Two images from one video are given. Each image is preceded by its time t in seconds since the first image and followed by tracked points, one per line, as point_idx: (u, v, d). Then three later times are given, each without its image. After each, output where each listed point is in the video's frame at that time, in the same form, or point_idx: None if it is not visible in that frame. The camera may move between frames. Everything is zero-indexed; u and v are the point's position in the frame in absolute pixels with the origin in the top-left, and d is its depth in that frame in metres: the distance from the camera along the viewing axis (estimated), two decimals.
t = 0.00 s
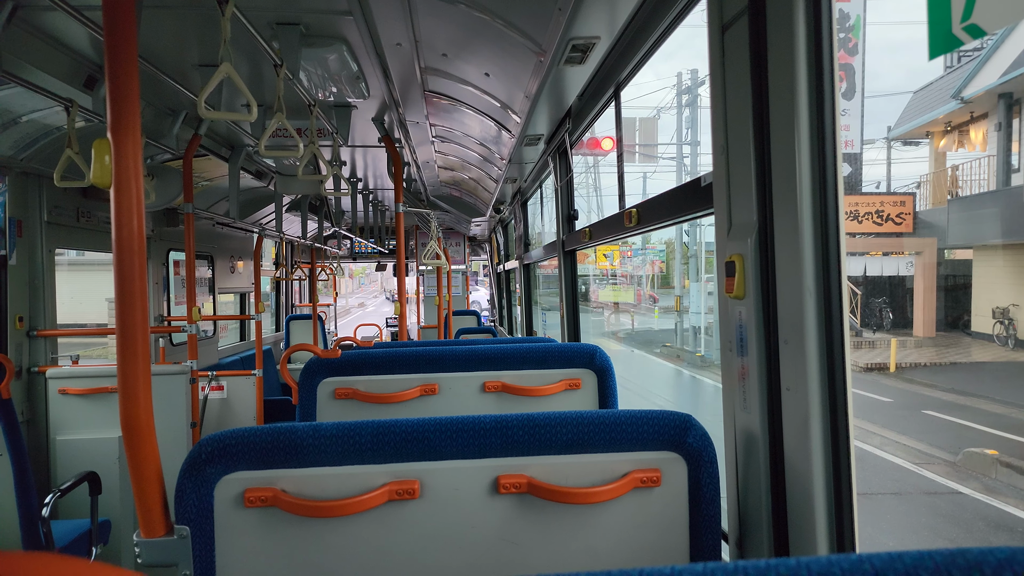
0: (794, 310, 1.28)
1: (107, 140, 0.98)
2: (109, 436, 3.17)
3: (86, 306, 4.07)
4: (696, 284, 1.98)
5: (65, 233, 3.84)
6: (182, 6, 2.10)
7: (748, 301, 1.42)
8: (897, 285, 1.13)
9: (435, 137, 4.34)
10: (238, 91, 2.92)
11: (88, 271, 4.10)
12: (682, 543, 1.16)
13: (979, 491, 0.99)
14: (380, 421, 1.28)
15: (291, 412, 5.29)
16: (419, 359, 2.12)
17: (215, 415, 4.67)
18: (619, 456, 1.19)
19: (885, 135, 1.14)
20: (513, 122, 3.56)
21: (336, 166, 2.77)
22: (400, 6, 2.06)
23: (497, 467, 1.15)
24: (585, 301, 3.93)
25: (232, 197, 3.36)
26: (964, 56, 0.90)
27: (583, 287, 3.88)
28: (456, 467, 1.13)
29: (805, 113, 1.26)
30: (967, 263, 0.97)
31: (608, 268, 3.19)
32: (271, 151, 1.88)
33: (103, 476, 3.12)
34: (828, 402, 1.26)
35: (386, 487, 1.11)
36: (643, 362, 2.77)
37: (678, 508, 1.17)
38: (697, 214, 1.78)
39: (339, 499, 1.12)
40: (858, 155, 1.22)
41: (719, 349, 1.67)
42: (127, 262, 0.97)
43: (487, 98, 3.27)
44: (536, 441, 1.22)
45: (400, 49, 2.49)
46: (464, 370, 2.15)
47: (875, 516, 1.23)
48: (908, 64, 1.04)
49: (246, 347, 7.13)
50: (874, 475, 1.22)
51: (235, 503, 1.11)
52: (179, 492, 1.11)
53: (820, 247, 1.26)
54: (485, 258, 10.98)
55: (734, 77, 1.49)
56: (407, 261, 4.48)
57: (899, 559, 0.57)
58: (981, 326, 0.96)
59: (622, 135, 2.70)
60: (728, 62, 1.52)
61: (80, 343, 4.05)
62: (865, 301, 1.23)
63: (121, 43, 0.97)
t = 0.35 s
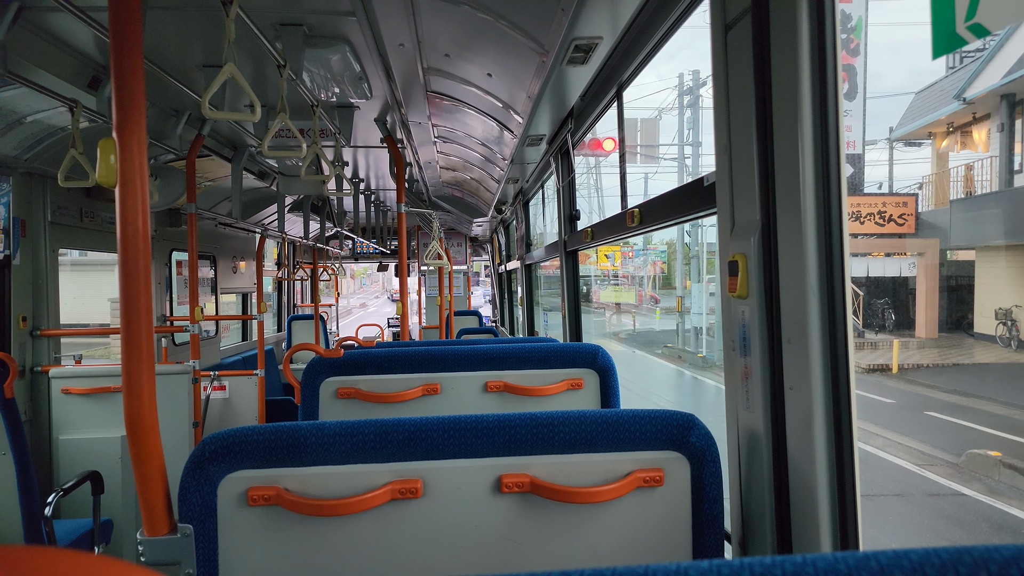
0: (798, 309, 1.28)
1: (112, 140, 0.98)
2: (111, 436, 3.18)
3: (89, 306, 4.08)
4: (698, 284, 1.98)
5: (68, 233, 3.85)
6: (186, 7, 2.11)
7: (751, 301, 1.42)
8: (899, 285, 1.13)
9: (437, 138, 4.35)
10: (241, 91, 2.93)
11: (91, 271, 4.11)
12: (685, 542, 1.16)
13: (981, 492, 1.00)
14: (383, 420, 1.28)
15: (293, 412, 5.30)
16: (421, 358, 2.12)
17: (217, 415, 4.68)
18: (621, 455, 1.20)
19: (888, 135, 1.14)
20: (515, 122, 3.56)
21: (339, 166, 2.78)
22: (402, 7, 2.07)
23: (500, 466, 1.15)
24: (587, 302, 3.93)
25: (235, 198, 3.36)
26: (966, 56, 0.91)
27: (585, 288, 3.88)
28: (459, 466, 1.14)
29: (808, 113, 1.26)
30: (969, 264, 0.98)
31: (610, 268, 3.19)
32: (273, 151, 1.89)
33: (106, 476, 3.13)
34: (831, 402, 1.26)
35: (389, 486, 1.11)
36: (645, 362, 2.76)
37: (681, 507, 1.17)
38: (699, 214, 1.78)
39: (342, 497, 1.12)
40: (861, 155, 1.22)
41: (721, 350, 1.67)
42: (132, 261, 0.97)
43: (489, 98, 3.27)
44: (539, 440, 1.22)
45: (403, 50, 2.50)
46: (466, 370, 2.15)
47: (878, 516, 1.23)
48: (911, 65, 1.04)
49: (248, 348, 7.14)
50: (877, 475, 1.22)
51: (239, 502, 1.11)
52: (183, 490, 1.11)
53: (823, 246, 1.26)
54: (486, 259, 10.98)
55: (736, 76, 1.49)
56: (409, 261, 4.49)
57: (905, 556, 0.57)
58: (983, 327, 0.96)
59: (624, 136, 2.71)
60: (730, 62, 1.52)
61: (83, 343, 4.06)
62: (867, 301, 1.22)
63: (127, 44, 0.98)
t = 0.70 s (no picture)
0: (797, 309, 1.28)
1: (113, 143, 0.99)
2: (113, 438, 3.18)
3: (90, 309, 4.08)
4: (699, 285, 1.98)
5: (70, 236, 3.86)
6: (186, 10, 2.12)
7: (751, 300, 1.42)
8: (901, 284, 1.13)
9: (438, 139, 4.35)
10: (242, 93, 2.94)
11: (91, 274, 4.11)
12: (686, 542, 1.16)
13: (984, 491, 0.99)
14: (384, 421, 1.28)
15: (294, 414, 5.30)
16: (422, 359, 2.12)
17: (219, 417, 4.69)
18: (623, 456, 1.19)
19: (889, 134, 1.13)
20: (516, 123, 3.57)
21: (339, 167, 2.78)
22: (402, 9, 2.07)
23: (501, 467, 1.15)
24: (588, 302, 3.93)
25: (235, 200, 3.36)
26: (965, 56, 0.91)
27: (586, 289, 3.88)
28: (460, 467, 1.14)
29: (807, 113, 1.26)
30: (970, 263, 0.98)
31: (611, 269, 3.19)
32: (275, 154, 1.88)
33: (108, 478, 3.14)
34: (831, 402, 1.26)
35: (390, 487, 1.11)
36: (647, 363, 2.76)
37: (682, 507, 1.17)
38: (699, 214, 1.78)
39: (344, 499, 1.12)
40: (860, 155, 1.21)
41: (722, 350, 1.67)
42: (132, 264, 0.97)
43: (489, 99, 3.28)
44: (540, 440, 1.22)
45: (403, 51, 2.50)
46: (467, 370, 2.15)
47: (880, 516, 1.22)
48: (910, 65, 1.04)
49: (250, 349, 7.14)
50: (878, 475, 1.22)
51: (240, 504, 1.11)
52: (184, 493, 1.11)
53: (822, 245, 1.27)
54: (488, 260, 10.98)
55: (736, 77, 1.49)
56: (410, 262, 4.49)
57: (902, 554, 0.57)
58: (984, 326, 0.95)
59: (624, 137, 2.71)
60: (729, 62, 1.52)
61: (85, 345, 4.07)
62: (869, 300, 1.22)
63: (128, 47, 0.98)
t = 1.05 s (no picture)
0: (799, 310, 1.28)
1: (114, 144, 0.98)
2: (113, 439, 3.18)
3: (91, 309, 4.08)
4: (700, 285, 1.98)
5: (71, 237, 3.86)
6: (187, 10, 2.11)
7: (753, 301, 1.42)
8: (901, 285, 1.13)
9: (439, 139, 4.35)
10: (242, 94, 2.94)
11: (92, 274, 4.10)
12: (688, 543, 1.16)
13: (985, 491, 0.99)
14: (386, 422, 1.28)
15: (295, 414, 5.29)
16: (423, 360, 2.12)
17: (220, 418, 4.68)
18: (624, 456, 1.20)
19: (890, 135, 1.13)
20: (517, 124, 3.57)
21: (341, 168, 2.78)
22: (404, 9, 2.07)
23: (502, 468, 1.15)
24: (589, 303, 3.93)
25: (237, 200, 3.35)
26: (967, 56, 0.92)
27: (587, 289, 3.88)
28: (462, 468, 1.14)
29: (808, 113, 1.26)
30: (971, 264, 0.98)
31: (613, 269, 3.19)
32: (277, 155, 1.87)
33: (109, 478, 3.13)
34: (832, 402, 1.26)
35: (392, 488, 1.11)
36: (648, 364, 2.76)
37: (683, 508, 1.17)
38: (701, 214, 1.79)
39: (346, 500, 1.12)
40: (862, 155, 1.22)
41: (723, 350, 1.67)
42: (134, 265, 0.98)
43: (490, 99, 3.28)
44: (541, 441, 1.22)
45: (404, 52, 2.50)
46: (468, 371, 2.15)
47: (881, 516, 1.22)
48: (913, 65, 1.04)
49: (251, 350, 7.13)
50: (879, 475, 1.22)
51: (242, 505, 1.11)
52: (186, 493, 1.11)
53: (823, 246, 1.27)
54: (489, 260, 10.98)
55: (737, 77, 1.49)
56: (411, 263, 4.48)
57: (904, 555, 0.57)
58: (986, 327, 0.95)
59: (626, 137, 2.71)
60: (730, 63, 1.52)
61: (85, 346, 4.06)
62: (870, 301, 1.22)
63: (129, 47, 0.98)
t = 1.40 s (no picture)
0: (799, 312, 1.28)
1: (115, 148, 0.98)
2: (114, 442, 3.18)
3: (91, 312, 4.08)
4: (700, 286, 1.99)
5: (71, 240, 3.86)
6: (186, 14, 2.11)
7: (753, 303, 1.42)
8: (901, 285, 1.13)
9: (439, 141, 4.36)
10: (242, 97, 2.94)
11: (92, 277, 4.10)
12: (689, 545, 1.16)
13: (986, 491, 0.99)
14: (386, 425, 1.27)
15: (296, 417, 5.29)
16: (424, 362, 2.12)
17: (220, 420, 4.68)
18: (625, 458, 1.20)
19: (889, 134, 1.13)
20: (517, 126, 3.57)
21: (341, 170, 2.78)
22: (404, 12, 2.07)
23: (503, 470, 1.15)
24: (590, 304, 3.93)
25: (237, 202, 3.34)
26: (968, 55, 0.91)
27: (588, 290, 3.88)
28: (463, 471, 1.14)
29: (807, 115, 1.27)
30: (971, 263, 0.98)
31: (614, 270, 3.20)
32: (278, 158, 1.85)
33: (110, 482, 3.13)
34: (833, 403, 1.26)
35: (393, 491, 1.11)
36: (650, 365, 2.76)
37: (684, 510, 1.17)
38: (701, 216, 1.79)
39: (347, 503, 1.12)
40: (861, 155, 1.22)
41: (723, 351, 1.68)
42: (135, 270, 0.98)
43: (490, 101, 3.28)
44: (542, 443, 1.22)
45: (404, 55, 2.50)
46: (470, 373, 2.15)
47: (882, 517, 1.22)
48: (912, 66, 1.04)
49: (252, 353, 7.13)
50: (880, 476, 1.22)
51: (243, 509, 1.11)
52: (186, 498, 1.11)
53: (823, 248, 1.27)
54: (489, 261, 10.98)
55: (736, 79, 1.50)
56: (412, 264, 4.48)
57: (903, 560, 0.57)
58: (986, 326, 0.96)
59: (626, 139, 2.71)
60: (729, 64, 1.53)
61: (86, 349, 4.06)
62: (870, 300, 1.22)
63: (129, 51, 0.98)
